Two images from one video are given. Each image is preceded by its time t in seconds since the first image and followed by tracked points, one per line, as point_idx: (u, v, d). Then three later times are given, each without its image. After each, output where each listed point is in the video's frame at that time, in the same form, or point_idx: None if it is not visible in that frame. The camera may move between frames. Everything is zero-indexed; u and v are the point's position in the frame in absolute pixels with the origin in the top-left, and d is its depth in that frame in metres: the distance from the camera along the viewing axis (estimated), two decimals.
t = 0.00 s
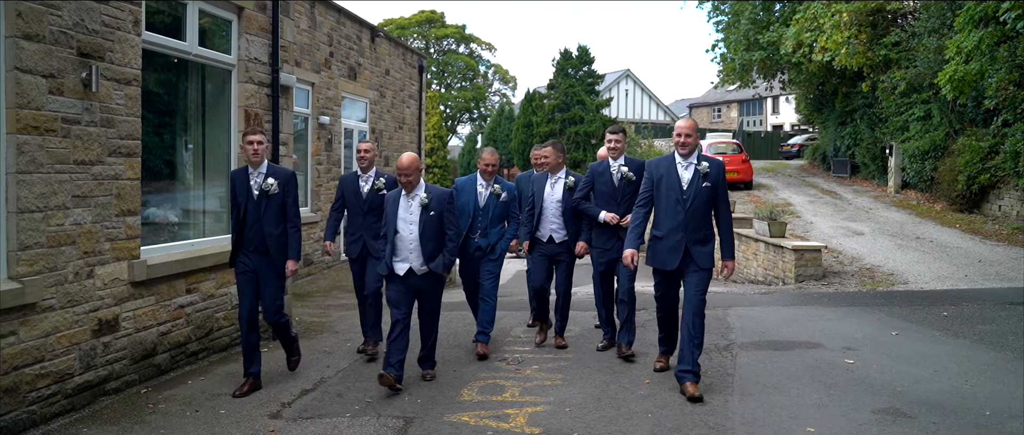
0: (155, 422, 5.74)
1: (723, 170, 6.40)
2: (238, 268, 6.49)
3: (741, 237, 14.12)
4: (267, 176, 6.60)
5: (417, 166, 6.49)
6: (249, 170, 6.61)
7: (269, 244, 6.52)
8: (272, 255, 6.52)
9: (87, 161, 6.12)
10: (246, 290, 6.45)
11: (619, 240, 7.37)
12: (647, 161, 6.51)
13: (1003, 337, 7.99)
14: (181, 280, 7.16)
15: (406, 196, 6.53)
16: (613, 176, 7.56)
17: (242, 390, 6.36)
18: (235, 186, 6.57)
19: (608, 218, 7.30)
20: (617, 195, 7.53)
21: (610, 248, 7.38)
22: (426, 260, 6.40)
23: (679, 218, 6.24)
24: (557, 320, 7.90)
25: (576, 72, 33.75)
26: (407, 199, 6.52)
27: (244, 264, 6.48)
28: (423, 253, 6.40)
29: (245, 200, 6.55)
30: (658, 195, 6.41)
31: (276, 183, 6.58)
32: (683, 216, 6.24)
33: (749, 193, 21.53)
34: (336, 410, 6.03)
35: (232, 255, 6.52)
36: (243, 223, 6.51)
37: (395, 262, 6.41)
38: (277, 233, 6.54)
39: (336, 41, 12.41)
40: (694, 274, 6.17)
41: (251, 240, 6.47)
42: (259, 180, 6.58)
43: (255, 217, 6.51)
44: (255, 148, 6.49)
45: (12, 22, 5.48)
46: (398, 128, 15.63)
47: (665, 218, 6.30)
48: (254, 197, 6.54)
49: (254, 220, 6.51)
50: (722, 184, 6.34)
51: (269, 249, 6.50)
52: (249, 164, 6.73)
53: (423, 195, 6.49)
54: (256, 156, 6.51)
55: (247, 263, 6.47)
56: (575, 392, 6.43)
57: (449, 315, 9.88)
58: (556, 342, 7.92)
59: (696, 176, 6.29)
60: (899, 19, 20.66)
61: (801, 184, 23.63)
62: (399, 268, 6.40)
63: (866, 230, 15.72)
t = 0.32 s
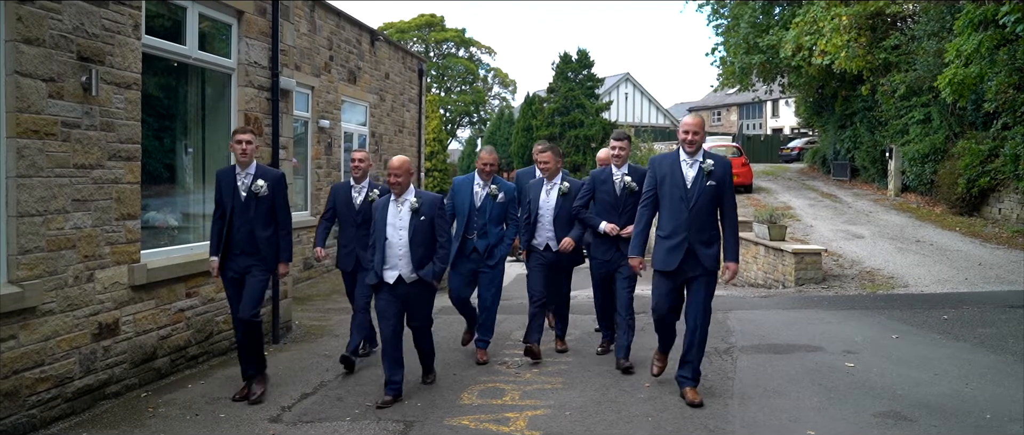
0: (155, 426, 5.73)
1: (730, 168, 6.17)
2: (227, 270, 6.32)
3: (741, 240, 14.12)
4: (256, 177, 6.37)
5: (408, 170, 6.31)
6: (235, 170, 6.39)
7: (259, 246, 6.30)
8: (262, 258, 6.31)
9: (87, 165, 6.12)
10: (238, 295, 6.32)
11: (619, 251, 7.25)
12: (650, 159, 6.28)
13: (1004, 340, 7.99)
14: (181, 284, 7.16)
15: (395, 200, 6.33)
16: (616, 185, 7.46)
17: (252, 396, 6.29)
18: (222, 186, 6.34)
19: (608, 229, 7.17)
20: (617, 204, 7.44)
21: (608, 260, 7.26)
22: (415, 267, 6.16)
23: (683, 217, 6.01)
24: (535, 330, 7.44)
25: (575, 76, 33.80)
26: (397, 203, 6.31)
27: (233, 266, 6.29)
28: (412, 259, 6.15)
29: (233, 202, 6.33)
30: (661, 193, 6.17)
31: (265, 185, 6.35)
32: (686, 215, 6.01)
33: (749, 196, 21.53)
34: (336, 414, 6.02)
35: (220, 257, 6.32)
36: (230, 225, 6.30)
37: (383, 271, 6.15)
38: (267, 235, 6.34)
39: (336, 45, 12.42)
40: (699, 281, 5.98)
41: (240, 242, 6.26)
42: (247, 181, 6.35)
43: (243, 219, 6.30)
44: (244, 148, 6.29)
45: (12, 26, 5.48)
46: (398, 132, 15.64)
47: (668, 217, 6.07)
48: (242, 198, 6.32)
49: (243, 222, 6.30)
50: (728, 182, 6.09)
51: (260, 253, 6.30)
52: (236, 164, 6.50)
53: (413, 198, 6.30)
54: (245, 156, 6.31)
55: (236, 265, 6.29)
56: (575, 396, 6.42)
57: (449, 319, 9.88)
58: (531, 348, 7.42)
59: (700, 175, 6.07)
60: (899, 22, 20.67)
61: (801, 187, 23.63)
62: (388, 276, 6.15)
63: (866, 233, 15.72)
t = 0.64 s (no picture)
0: (159, 419, 5.75)
1: (738, 158, 6.04)
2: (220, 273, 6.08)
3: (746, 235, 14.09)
4: (247, 179, 6.13)
5: (405, 159, 6.23)
6: (226, 170, 6.16)
7: (252, 250, 6.09)
8: (255, 262, 6.10)
9: (92, 160, 6.13)
10: (231, 300, 6.11)
11: (622, 244, 7.10)
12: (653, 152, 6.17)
13: (1009, 335, 7.97)
14: (185, 279, 7.17)
15: (393, 188, 6.24)
16: (621, 176, 7.35)
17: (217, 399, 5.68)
18: (212, 188, 6.13)
19: (611, 220, 7.09)
20: (621, 197, 7.32)
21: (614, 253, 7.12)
22: (414, 258, 6.11)
23: (689, 211, 5.88)
24: (537, 334, 7.29)
25: (579, 70, 33.76)
26: (395, 193, 6.24)
27: (225, 269, 6.05)
28: (411, 250, 6.11)
29: (223, 204, 6.12)
30: (666, 188, 6.07)
31: (257, 187, 6.13)
32: (692, 209, 5.89)
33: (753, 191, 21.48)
34: (340, 408, 6.03)
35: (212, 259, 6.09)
36: (220, 228, 6.08)
37: (383, 264, 6.07)
38: (259, 239, 6.13)
39: (340, 39, 12.41)
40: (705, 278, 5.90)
41: (232, 245, 6.05)
42: (238, 183, 6.12)
43: (234, 222, 6.08)
44: (233, 148, 6.06)
45: (17, 21, 5.49)
46: (401, 126, 15.65)
47: (674, 211, 5.93)
48: (233, 200, 6.10)
49: (234, 225, 6.09)
50: (735, 172, 5.97)
51: (252, 257, 6.08)
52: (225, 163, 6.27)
53: (411, 188, 6.25)
54: (235, 157, 6.08)
55: (228, 268, 6.04)
56: (579, 390, 6.43)
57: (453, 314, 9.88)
58: (533, 357, 7.27)
59: (706, 166, 5.94)
60: (904, 16, 20.57)
61: (805, 182, 23.58)
62: (388, 268, 6.07)
63: (870, 228, 15.70)
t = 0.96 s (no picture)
0: (163, 423, 5.76)
1: (742, 164, 5.66)
2: (205, 282, 5.85)
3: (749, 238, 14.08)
4: (234, 186, 5.91)
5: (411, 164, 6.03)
6: (211, 176, 5.93)
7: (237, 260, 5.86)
8: (241, 271, 5.84)
9: (95, 163, 6.14)
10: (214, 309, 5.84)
11: (622, 247, 6.88)
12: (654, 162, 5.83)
13: (1012, 338, 7.96)
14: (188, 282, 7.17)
15: (392, 194, 6.02)
16: (621, 176, 7.09)
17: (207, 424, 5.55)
18: (197, 195, 5.90)
19: (611, 221, 6.87)
20: (622, 199, 7.07)
21: (616, 252, 6.86)
22: (414, 266, 5.90)
23: (691, 224, 5.53)
24: (541, 338, 7.30)
25: (582, 73, 33.77)
26: (393, 199, 6.01)
27: (210, 279, 5.81)
28: (412, 259, 5.91)
29: (208, 212, 5.90)
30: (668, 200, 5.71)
31: (244, 194, 5.91)
32: (694, 222, 5.53)
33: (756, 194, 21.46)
34: (343, 412, 6.03)
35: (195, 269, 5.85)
36: (205, 236, 5.86)
37: (382, 273, 5.88)
38: (244, 248, 5.89)
39: (342, 43, 12.42)
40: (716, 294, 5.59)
41: (216, 254, 5.81)
42: (224, 190, 5.90)
43: (219, 230, 5.85)
44: (218, 153, 5.83)
45: (20, 26, 5.49)
46: (404, 130, 15.67)
47: (676, 224, 5.59)
48: (218, 208, 5.88)
49: (218, 233, 5.85)
50: (740, 179, 5.58)
51: (236, 265, 5.82)
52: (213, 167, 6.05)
53: (412, 195, 6.04)
54: (220, 163, 5.83)
55: (212, 277, 5.81)
56: (582, 394, 6.42)
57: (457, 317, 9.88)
58: (536, 362, 7.26)
59: (708, 175, 5.58)
60: (907, 19, 20.52)
61: (808, 184, 23.57)
62: (387, 277, 5.88)
63: (873, 231, 15.69)
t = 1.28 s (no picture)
0: (168, 418, 5.78)
1: (746, 160, 5.54)
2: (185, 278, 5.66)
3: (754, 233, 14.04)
4: (220, 173, 5.71)
5: (415, 163, 5.76)
6: (198, 164, 5.73)
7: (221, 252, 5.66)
8: (224, 265, 5.65)
9: (100, 160, 6.15)
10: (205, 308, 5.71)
11: (624, 252, 6.66)
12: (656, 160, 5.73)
13: (1018, 333, 7.94)
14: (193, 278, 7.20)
15: (391, 193, 5.76)
16: (620, 177, 6.95)
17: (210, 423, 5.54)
18: (183, 184, 5.72)
19: (611, 224, 6.67)
20: (622, 201, 6.91)
21: (615, 258, 6.64)
22: (412, 268, 5.65)
23: (694, 223, 5.43)
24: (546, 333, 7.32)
25: (586, 68, 33.74)
26: (392, 199, 5.76)
27: (193, 273, 5.63)
28: (411, 261, 5.66)
29: (194, 201, 5.72)
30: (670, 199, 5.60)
31: (229, 182, 5.71)
32: (698, 220, 5.44)
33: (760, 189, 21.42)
34: (349, 407, 6.05)
35: (180, 263, 5.69)
36: (190, 228, 5.69)
37: (379, 275, 5.62)
38: (229, 240, 5.70)
39: (346, 38, 12.40)
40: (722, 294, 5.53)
41: (200, 246, 5.64)
42: (210, 177, 5.70)
43: (203, 220, 5.67)
44: (202, 139, 5.61)
45: (25, 22, 5.50)
46: (408, 125, 15.68)
47: (678, 224, 5.49)
48: (204, 197, 5.69)
49: (203, 224, 5.68)
50: (744, 174, 5.48)
51: (220, 259, 5.64)
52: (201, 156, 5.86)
53: (413, 196, 5.77)
54: (205, 150, 5.62)
55: (196, 271, 5.63)
56: (586, 389, 6.43)
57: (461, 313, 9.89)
58: (540, 358, 7.28)
59: (710, 171, 5.49)
60: (913, 13, 20.42)
61: (813, 179, 23.54)
62: (385, 280, 5.62)
63: (878, 226, 15.66)
